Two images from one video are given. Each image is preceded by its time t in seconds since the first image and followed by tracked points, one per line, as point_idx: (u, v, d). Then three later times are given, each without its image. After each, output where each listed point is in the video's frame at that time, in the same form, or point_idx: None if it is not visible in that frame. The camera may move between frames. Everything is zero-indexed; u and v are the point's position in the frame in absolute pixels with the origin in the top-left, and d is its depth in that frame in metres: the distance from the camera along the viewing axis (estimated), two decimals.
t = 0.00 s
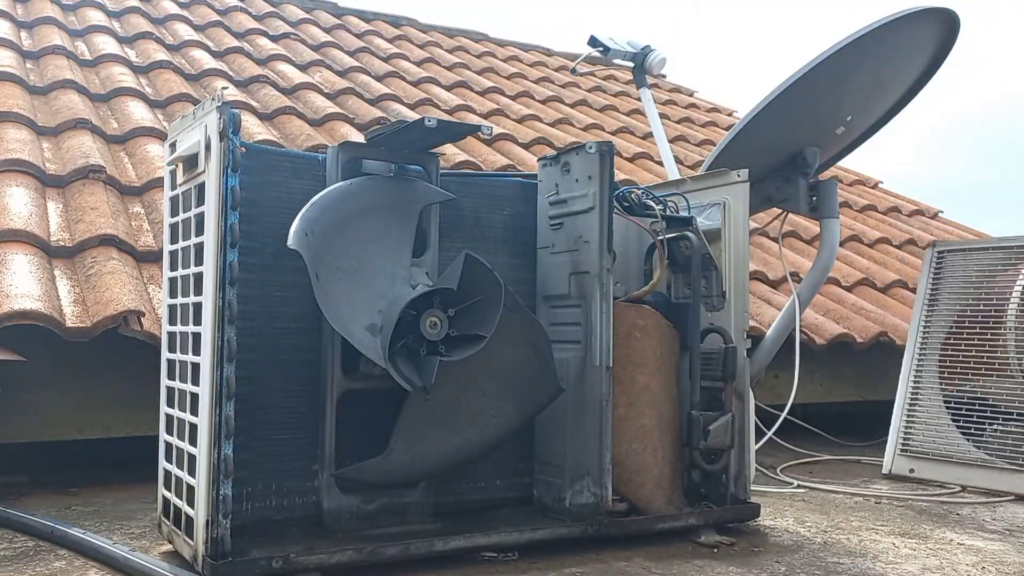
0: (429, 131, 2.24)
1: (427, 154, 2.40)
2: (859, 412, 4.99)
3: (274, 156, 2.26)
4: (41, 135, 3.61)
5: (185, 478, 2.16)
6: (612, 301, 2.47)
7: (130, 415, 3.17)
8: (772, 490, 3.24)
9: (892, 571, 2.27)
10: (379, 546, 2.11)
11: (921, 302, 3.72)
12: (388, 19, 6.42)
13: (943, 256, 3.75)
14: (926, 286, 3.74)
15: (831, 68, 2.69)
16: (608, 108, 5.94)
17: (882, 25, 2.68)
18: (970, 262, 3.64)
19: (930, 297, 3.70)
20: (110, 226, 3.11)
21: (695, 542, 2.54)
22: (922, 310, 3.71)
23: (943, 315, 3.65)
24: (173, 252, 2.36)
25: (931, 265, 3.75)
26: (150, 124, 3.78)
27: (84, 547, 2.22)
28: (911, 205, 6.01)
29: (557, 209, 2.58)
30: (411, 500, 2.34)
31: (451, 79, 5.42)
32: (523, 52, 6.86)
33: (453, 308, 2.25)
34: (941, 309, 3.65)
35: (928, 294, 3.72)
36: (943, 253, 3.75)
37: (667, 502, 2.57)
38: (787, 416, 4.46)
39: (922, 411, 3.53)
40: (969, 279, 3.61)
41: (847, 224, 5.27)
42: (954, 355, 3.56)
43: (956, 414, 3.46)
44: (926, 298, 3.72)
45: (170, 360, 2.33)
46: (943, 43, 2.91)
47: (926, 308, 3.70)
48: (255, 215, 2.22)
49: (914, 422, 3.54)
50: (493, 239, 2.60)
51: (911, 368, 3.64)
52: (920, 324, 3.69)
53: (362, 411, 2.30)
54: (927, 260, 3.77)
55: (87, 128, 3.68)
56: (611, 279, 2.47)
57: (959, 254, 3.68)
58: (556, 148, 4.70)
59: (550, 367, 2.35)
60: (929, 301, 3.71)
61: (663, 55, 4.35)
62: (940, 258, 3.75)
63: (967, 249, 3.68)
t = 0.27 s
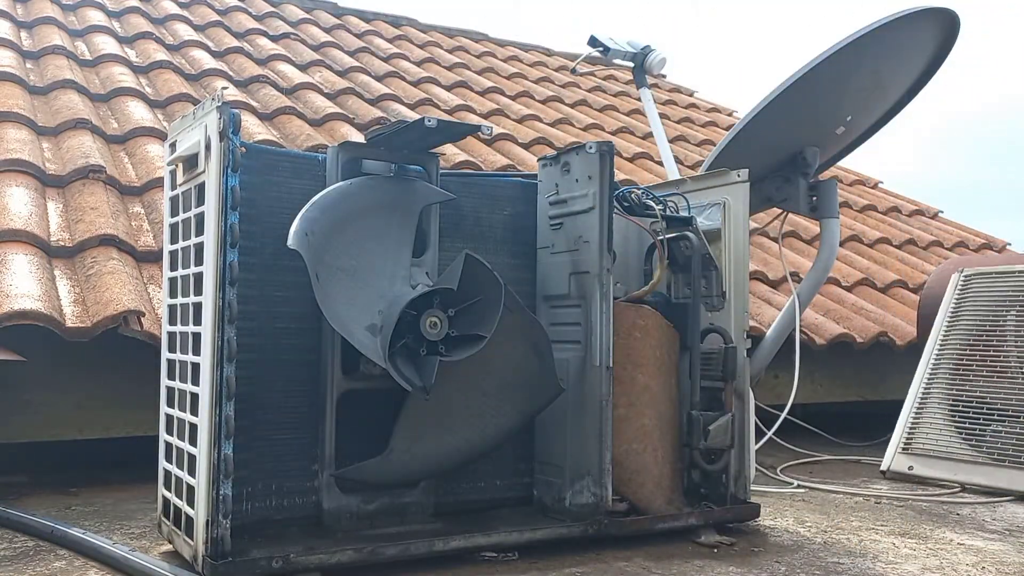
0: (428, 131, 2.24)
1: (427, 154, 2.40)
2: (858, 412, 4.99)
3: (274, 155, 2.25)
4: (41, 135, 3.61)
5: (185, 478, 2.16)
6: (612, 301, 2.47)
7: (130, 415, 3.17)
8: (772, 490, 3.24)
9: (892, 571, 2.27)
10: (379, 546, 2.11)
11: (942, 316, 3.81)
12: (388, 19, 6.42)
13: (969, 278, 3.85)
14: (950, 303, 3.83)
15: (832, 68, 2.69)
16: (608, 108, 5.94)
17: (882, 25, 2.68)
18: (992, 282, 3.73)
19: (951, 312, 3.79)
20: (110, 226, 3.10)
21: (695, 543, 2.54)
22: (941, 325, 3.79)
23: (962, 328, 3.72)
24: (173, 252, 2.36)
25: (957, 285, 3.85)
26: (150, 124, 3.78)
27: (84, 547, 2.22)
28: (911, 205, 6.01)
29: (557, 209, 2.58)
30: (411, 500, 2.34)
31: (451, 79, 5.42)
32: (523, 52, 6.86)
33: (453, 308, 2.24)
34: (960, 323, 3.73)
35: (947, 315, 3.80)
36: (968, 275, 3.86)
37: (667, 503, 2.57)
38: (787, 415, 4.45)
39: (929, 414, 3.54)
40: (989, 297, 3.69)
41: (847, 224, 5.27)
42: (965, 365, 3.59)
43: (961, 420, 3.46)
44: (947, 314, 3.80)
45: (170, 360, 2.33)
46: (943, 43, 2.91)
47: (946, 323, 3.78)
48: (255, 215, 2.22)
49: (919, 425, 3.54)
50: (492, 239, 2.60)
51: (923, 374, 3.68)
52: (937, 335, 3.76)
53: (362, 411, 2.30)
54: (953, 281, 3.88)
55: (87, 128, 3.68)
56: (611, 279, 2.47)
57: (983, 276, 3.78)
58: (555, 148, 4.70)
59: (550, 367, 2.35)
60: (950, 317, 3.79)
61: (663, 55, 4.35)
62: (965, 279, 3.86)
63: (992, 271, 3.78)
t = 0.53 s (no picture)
0: (429, 131, 2.24)
1: (427, 154, 2.40)
2: (859, 413, 4.99)
3: (274, 155, 2.25)
4: (41, 135, 3.61)
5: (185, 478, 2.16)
6: (612, 301, 2.47)
7: (130, 415, 3.17)
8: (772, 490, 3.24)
9: (892, 572, 2.27)
10: (379, 546, 2.11)
11: (944, 317, 3.81)
12: (388, 19, 6.42)
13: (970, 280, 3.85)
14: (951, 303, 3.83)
15: (831, 69, 2.69)
16: (608, 108, 5.94)
17: (882, 25, 2.68)
18: (994, 283, 3.73)
19: (953, 313, 3.79)
20: (110, 226, 3.10)
21: (695, 542, 2.54)
22: (943, 325, 3.79)
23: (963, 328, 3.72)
24: (172, 252, 2.36)
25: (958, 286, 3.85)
26: (150, 124, 3.78)
27: (84, 547, 2.22)
28: (911, 205, 6.01)
29: (557, 209, 2.58)
30: (411, 500, 2.34)
31: (451, 79, 5.42)
32: (523, 52, 6.86)
33: (453, 308, 2.24)
34: (962, 324, 3.73)
35: (949, 316, 3.80)
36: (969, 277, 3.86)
37: (667, 502, 2.57)
38: (787, 415, 4.45)
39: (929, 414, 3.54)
40: (990, 298, 3.70)
41: (847, 223, 5.27)
42: (966, 365, 3.58)
43: (962, 420, 3.46)
44: (948, 314, 3.80)
45: (170, 360, 2.33)
46: (943, 43, 2.91)
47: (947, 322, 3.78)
48: (255, 215, 2.22)
49: (920, 425, 3.54)
50: (492, 238, 2.60)
51: (924, 374, 3.67)
52: (938, 336, 3.76)
53: (362, 411, 2.30)
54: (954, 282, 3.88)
55: (87, 128, 3.68)
56: (611, 278, 2.47)
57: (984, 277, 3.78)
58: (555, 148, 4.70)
59: (550, 367, 2.35)
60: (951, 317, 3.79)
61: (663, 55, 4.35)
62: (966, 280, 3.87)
63: (993, 271, 3.78)
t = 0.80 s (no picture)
0: (429, 131, 2.24)
1: (427, 154, 2.40)
2: (860, 413, 4.99)
3: (274, 156, 2.25)
4: (41, 135, 3.61)
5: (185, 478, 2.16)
6: (612, 301, 2.47)
7: (130, 415, 3.17)
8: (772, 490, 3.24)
9: (892, 572, 2.27)
10: (379, 546, 2.11)
11: (944, 316, 3.81)
12: (387, 19, 6.42)
13: (970, 280, 3.85)
14: (951, 303, 3.82)
15: (831, 69, 2.69)
16: (608, 108, 5.94)
17: (882, 25, 2.68)
18: (994, 282, 3.73)
19: (953, 313, 3.79)
20: (110, 226, 3.10)
21: (695, 542, 2.54)
22: (944, 325, 3.78)
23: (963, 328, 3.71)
24: (172, 252, 2.36)
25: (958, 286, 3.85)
26: (150, 124, 3.78)
27: (84, 546, 2.22)
28: (910, 204, 6.01)
29: (557, 209, 2.58)
30: (410, 500, 2.34)
31: (451, 79, 5.42)
32: (522, 52, 6.86)
33: (452, 308, 2.24)
34: (962, 324, 3.72)
35: (949, 316, 3.80)
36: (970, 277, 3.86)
37: (667, 502, 2.57)
38: (787, 415, 4.46)
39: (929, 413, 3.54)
40: (990, 298, 3.70)
41: (846, 223, 5.27)
42: (966, 366, 3.58)
43: (962, 420, 3.46)
44: (948, 314, 3.80)
45: (170, 360, 2.33)
46: (943, 43, 2.91)
47: (947, 322, 3.78)
48: (254, 215, 2.22)
49: (920, 425, 3.54)
50: (492, 238, 2.60)
51: (924, 374, 3.67)
52: (938, 336, 3.76)
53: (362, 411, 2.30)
54: (955, 282, 3.88)
55: (87, 128, 3.68)
56: (610, 279, 2.47)
57: (984, 277, 3.78)
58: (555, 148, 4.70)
59: (550, 367, 2.35)
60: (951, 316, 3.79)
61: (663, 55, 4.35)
62: (966, 280, 3.87)
63: (993, 271, 3.78)
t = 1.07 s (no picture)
0: (429, 131, 2.24)
1: (427, 154, 2.40)
2: (859, 413, 5.00)
3: (274, 156, 2.25)
4: (41, 135, 3.61)
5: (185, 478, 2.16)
6: (611, 302, 2.48)
7: (130, 415, 3.17)
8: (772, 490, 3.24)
9: (892, 572, 2.27)
10: (379, 547, 2.11)
11: (944, 316, 3.81)
12: (387, 19, 6.42)
13: (970, 279, 3.86)
14: (951, 303, 3.82)
15: (831, 69, 2.69)
16: (608, 108, 5.94)
17: (882, 25, 2.68)
18: (994, 282, 3.73)
19: (953, 313, 3.78)
20: (110, 226, 3.10)
21: (695, 542, 2.54)
22: (944, 325, 3.78)
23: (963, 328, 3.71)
24: (173, 252, 2.36)
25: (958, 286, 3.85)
26: (150, 124, 3.78)
27: (84, 547, 2.22)
28: (910, 204, 6.02)
29: (557, 209, 2.58)
30: (410, 500, 2.34)
31: (451, 79, 5.42)
32: (522, 52, 6.86)
33: (453, 308, 2.24)
34: (962, 324, 3.72)
35: (949, 316, 3.80)
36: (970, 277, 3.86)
37: (667, 502, 2.57)
38: (787, 415, 4.47)
39: (929, 413, 3.54)
40: (990, 298, 3.70)
41: (846, 223, 5.27)
42: (966, 366, 3.58)
43: (962, 420, 3.46)
44: (948, 314, 3.80)
45: (170, 360, 2.33)
46: (943, 43, 2.92)
47: (947, 322, 3.78)
48: (254, 216, 2.22)
49: (920, 425, 3.54)
50: (492, 238, 2.60)
51: (925, 374, 3.67)
52: (938, 336, 3.76)
53: (362, 411, 2.30)
54: (955, 282, 3.88)
55: (87, 128, 3.68)
56: (610, 279, 2.47)
57: (984, 277, 3.78)
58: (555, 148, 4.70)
59: (550, 367, 2.35)
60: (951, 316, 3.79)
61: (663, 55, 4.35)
62: (966, 280, 3.87)
63: (993, 271, 3.78)
